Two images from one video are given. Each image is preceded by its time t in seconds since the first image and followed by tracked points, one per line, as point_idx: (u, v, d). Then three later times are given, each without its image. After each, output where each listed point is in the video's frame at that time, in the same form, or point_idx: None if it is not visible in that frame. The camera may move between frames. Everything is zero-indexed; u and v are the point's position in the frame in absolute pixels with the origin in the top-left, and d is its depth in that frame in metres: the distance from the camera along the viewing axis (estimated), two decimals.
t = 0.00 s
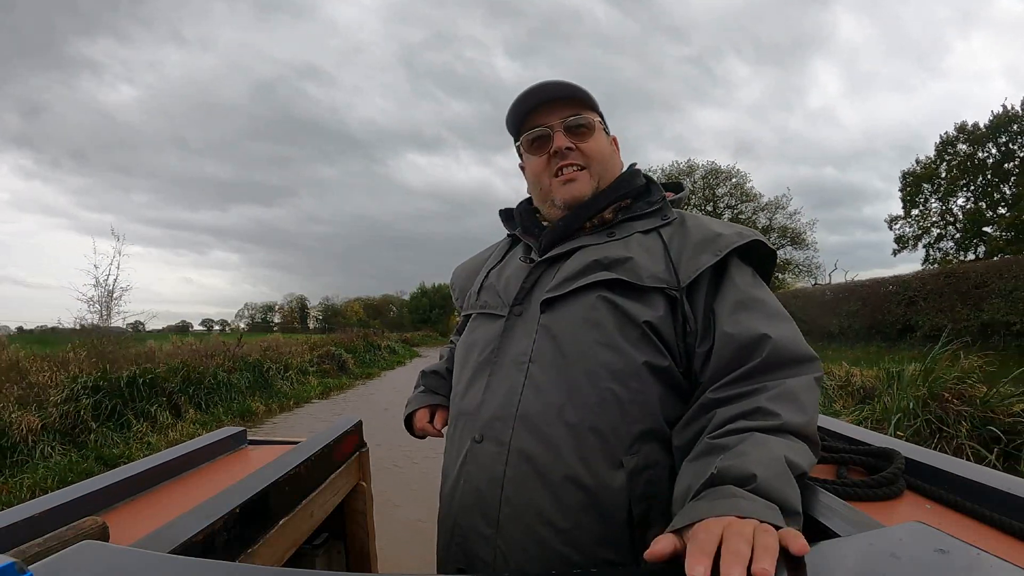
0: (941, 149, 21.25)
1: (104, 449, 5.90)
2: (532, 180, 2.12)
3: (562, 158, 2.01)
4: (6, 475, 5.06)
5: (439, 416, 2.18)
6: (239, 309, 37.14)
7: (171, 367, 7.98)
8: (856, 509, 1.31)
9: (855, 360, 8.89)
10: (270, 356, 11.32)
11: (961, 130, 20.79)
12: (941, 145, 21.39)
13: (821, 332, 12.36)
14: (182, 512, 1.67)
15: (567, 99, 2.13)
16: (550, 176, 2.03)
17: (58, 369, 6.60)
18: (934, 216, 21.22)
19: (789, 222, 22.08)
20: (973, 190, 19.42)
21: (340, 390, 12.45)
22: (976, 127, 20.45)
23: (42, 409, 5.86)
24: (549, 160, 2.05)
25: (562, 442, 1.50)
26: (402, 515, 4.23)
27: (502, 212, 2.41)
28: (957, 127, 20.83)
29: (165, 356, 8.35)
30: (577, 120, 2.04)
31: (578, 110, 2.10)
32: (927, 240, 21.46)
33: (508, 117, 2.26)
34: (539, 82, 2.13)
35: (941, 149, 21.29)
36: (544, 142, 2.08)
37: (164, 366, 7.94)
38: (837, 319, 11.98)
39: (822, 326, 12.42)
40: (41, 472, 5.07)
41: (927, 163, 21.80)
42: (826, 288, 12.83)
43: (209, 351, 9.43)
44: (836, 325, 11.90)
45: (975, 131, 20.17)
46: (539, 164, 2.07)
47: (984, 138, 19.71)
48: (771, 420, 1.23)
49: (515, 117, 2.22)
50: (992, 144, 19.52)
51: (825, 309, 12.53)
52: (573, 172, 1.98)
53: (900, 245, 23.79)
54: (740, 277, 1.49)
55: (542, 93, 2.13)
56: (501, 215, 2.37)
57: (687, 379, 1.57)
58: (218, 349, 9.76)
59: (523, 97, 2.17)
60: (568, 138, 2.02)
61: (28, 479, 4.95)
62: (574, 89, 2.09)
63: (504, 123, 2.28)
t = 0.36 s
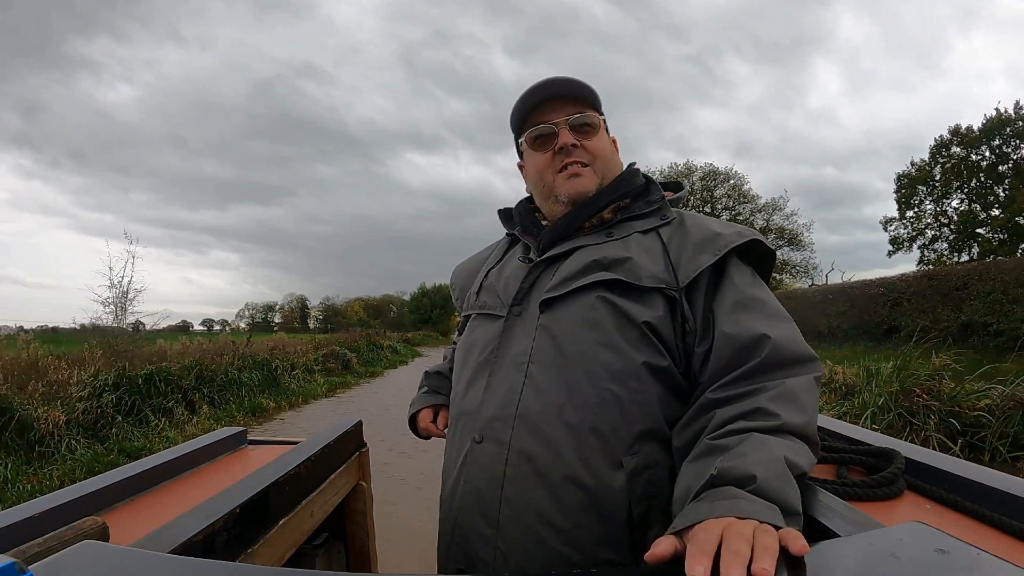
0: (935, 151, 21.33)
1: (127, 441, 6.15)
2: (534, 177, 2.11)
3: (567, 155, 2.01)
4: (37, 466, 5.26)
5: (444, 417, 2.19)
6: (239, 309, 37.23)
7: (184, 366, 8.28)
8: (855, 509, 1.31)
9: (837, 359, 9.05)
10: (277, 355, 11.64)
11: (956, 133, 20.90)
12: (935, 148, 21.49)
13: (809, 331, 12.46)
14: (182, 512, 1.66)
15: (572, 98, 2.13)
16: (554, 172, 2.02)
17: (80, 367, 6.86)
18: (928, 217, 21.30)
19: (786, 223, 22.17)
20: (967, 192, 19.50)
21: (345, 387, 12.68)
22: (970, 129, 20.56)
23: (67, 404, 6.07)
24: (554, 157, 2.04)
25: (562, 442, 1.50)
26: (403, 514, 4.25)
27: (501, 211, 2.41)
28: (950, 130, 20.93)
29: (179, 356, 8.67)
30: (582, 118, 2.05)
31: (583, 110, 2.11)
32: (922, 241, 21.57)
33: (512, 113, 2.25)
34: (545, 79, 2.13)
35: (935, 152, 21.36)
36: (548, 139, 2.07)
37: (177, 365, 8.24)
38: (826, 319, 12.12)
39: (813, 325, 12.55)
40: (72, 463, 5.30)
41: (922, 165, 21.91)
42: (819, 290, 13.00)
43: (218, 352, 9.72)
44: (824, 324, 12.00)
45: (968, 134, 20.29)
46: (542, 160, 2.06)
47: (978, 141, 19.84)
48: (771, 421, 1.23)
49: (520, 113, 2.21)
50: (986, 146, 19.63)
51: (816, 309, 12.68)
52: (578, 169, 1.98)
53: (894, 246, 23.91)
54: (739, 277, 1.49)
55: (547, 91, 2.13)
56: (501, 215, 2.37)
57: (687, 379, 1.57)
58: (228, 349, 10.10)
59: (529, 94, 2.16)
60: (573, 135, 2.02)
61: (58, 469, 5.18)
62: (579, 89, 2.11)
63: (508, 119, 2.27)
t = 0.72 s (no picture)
0: (928, 154, 21.49)
1: (149, 436, 6.46)
2: (536, 175, 2.10)
3: (571, 153, 2.00)
4: (67, 458, 5.52)
5: (445, 415, 2.19)
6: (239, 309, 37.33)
7: (197, 364, 8.61)
8: (855, 508, 1.32)
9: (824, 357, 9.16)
10: (283, 354, 12.03)
11: (949, 137, 21.05)
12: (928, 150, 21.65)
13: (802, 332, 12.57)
14: (182, 512, 1.66)
15: (574, 98, 2.14)
16: (558, 171, 2.01)
17: (101, 364, 7.14)
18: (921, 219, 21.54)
19: (783, 224, 22.29)
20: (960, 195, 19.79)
21: (351, 385, 13.04)
22: (964, 133, 20.72)
23: (93, 400, 6.35)
24: (557, 155, 2.04)
25: (562, 442, 1.50)
26: (403, 513, 4.27)
27: (501, 210, 2.41)
28: (944, 133, 21.08)
29: (191, 354, 8.99)
30: (584, 118, 2.05)
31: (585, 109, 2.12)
32: (916, 243, 21.72)
33: (514, 112, 2.24)
34: (548, 78, 2.13)
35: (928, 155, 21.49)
36: (551, 137, 2.07)
37: (191, 363, 8.56)
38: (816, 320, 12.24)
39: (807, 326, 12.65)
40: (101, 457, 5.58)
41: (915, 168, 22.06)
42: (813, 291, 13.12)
43: (228, 351, 10.05)
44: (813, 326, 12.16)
45: (961, 136, 20.44)
46: (545, 158, 2.05)
47: (970, 145, 20.00)
48: (771, 421, 1.23)
49: (523, 112, 2.21)
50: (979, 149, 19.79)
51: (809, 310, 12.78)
52: (582, 168, 1.98)
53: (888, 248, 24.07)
54: (739, 276, 1.49)
55: (550, 89, 2.13)
56: (500, 213, 2.37)
57: (686, 379, 1.57)
58: (238, 349, 10.48)
59: (532, 90, 2.16)
60: (576, 134, 2.02)
61: (88, 461, 5.50)
62: (581, 88, 2.11)
63: (510, 117, 2.26)
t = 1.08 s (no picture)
0: (921, 157, 21.55)
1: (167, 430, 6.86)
2: (534, 175, 2.10)
3: (569, 153, 2.00)
4: (94, 451, 5.94)
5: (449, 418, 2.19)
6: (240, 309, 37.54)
7: (211, 363, 9.03)
8: (854, 508, 1.32)
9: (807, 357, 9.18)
10: (290, 353, 12.45)
11: (942, 139, 21.11)
12: (922, 153, 21.71)
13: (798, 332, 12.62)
14: (182, 512, 1.66)
15: (572, 96, 2.13)
16: (556, 171, 2.01)
17: (122, 363, 7.56)
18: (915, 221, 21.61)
19: (779, 225, 22.38)
20: (953, 197, 19.86)
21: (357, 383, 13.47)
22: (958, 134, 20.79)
23: (116, 396, 6.78)
24: (555, 155, 2.03)
25: (561, 442, 1.50)
26: (402, 512, 4.30)
27: (501, 211, 2.41)
28: (937, 136, 21.14)
29: (204, 353, 9.40)
30: (581, 117, 2.05)
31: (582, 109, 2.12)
32: (911, 244, 21.79)
33: (512, 111, 2.24)
34: (545, 77, 2.13)
35: (922, 158, 21.55)
36: (549, 137, 2.07)
37: (205, 362, 8.99)
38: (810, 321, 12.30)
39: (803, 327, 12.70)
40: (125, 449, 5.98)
41: (909, 170, 22.16)
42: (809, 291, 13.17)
43: (239, 350, 10.46)
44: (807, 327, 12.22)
45: (953, 139, 20.50)
46: (543, 158, 2.05)
47: (962, 148, 20.04)
48: (771, 421, 1.23)
49: (520, 112, 2.21)
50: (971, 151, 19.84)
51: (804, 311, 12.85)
52: (580, 168, 1.98)
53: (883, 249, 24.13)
54: (739, 277, 1.49)
55: (547, 89, 2.13)
56: (501, 214, 2.37)
57: (686, 379, 1.57)
58: (249, 348, 10.91)
59: (529, 90, 2.16)
60: (573, 134, 2.02)
61: (114, 452, 5.91)
62: (579, 87, 2.11)
63: (508, 117, 2.26)
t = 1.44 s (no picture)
0: (916, 160, 21.65)
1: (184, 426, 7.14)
2: (535, 177, 2.10)
3: (570, 154, 2.00)
4: (116, 445, 6.23)
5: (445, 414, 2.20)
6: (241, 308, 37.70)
7: (222, 361, 9.32)
8: (854, 508, 1.32)
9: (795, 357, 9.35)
10: (297, 352, 12.76)
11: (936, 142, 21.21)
12: (916, 155, 21.77)
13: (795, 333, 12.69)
14: (183, 512, 1.66)
15: (572, 98, 2.14)
16: (557, 172, 2.01)
17: (139, 360, 7.85)
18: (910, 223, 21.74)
19: (777, 226, 22.47)
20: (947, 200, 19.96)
21: (360, 382, 13.90)
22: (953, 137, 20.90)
23: (136, 393, 7.07)
24: (556, 156, 2.03)
25: (561, 442, 1.50)
26: (401, 511, 4.32)
27: (501, 211, 2.42)
28: (930, 139, 21.21)
29: (215, 351, 9.69)
30: (582, 118, 2.05)
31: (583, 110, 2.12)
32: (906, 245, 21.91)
33: (512, 112, 2.24)
34: (546, 78, 2.13)
35: (916, 160, 21.69)
36: (550, 138, 2.07)
37: (217, 360, 9.29)
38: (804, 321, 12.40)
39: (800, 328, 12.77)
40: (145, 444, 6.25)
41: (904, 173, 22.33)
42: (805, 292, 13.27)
43: (248, 348, 10.73)
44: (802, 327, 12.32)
45: (947, 142, 20.57)
46: (544, 159, 2.05)
47: (956, 150, 20.10)
48: (771, 422, 1.23)
49: (520, 113, 2.21)
50: (965, 154, 19.90)
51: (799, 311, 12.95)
52: (581, 169, 1.98)
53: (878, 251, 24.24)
54: (739, 277, 1.49)
55: (547, 90, 2.13)
56: (502, 215, 2.37)
57: (686, 380, 1.57)
58: (257, 346, 11.16)
59: (529, 92, 2.16)
60: (574, 135, 2.02)
61: (134, 446, 6.19)
62: (579, 89, 2.12)
63: (509, 119, 2.26)
